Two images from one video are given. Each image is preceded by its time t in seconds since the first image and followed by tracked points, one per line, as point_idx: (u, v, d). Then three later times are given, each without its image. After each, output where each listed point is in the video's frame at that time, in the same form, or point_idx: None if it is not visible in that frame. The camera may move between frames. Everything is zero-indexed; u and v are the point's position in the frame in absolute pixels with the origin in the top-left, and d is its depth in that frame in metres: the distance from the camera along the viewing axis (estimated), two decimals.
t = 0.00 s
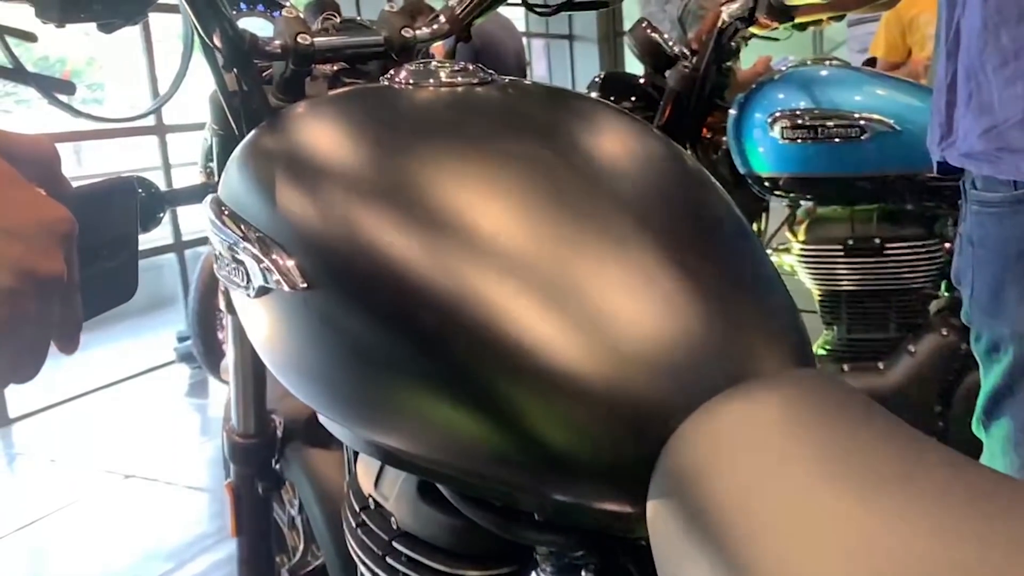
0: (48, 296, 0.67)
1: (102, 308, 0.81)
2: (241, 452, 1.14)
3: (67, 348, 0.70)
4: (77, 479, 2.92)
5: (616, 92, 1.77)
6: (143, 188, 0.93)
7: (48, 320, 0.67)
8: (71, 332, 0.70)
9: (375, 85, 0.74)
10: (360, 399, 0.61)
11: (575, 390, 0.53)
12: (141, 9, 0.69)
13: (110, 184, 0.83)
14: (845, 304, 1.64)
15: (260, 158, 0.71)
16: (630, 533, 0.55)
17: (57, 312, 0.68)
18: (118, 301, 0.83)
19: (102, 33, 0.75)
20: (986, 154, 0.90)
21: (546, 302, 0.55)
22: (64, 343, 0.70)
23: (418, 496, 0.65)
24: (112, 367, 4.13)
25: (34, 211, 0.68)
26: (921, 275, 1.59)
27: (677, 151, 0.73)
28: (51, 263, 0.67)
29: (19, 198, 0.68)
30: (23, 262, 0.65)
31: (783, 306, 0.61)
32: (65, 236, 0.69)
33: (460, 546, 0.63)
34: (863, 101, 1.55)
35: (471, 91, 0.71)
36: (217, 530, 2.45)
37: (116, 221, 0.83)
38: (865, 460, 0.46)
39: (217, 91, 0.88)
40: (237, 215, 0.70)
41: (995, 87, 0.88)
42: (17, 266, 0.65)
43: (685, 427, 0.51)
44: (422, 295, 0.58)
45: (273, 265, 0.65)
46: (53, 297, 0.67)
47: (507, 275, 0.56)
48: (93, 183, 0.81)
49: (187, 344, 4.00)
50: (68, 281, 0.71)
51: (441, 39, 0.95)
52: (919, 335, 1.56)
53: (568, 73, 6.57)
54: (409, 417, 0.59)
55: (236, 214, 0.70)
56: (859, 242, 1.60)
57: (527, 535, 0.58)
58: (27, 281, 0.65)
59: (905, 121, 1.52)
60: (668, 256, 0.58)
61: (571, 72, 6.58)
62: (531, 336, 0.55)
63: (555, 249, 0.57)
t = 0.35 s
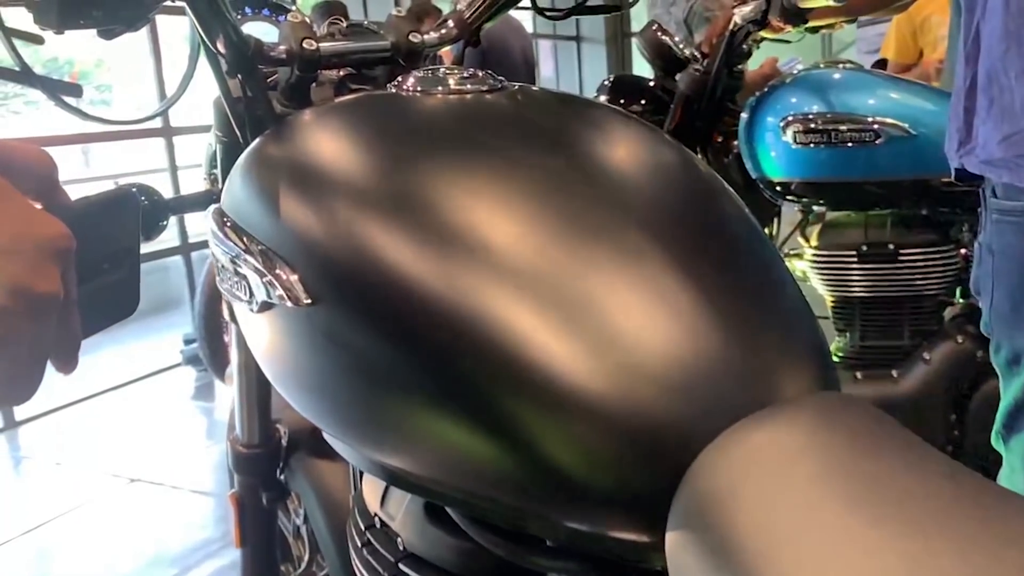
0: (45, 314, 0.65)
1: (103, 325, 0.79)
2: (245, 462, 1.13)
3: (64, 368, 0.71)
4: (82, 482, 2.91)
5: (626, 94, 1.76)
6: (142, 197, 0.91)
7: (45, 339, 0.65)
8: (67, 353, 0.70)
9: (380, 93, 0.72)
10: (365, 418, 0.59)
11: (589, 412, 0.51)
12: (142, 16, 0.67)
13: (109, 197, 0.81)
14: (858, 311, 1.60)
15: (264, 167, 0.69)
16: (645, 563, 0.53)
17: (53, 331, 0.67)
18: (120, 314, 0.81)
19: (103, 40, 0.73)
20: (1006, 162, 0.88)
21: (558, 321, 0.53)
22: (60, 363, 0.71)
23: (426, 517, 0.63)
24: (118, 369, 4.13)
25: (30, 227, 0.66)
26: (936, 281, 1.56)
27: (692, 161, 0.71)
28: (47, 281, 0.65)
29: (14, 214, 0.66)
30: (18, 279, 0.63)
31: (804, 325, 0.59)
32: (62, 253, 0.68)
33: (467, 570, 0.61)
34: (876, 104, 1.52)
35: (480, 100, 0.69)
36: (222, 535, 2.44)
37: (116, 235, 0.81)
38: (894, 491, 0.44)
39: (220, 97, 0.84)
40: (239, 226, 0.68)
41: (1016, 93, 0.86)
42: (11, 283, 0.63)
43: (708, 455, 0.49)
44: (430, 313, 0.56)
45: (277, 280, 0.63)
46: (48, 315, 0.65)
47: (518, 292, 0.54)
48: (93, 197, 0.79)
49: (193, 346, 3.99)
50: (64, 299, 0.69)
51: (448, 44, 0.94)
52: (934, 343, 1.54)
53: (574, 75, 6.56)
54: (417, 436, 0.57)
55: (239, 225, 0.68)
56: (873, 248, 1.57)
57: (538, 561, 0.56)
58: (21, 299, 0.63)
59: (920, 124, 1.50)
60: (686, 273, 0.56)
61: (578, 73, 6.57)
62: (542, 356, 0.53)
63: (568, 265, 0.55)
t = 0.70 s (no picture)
0: (34, 333, 0.65)
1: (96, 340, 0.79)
2: (246, 473, 1.11)
3: (55, 388, 0.70)
4: (83, 485, 2.90)
5: (632, 98, 1.74)
6: (137, 204, 0.89)
7: (34, 357, 0.66)
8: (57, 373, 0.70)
9: (383, 100, 0.70)
10: (364, 438, 0.57)
11: (598, 438, 0.50)
12: (138, 20, 0.66)
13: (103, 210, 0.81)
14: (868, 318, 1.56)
15: (264, 176, 0.67)
16: None
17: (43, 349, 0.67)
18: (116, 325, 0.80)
19: (98, 45, 0.72)
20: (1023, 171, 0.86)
21: (567, 342, 0.52)
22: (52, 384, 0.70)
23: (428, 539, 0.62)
24: (120, 370, 4.11)
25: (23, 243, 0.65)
26: (946, 288, 1.53)
27: (704, 171, 0.69)
28: (39, 299, 0.64)
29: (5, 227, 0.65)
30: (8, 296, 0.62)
31: (820, 346, 0.57)
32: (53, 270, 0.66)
33: None
34: (885, 109, 1.48)
35: (488, 109, 0.67)
36: (224, 540, 2.42)
37: (111, 249, 0.81)
38: (920, 524, 0.42)
39: (219, 102, 0.83)
40: (236, 238, 0.66)
41: None
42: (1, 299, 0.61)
43: (723, 484, 0.48)
44: (434, 331, 0.54)
45: (275, 295, 0.61)
46: (37, 334, 0.65)
47: (526, 312, 0.53)
48: (88, 211, 0.79)
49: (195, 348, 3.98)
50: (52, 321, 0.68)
51: (452, 50, 0.92)
52: (944, 351, 1.52)
53: (579, 78, 6.53)
54: (418, 459, 0.55)
55: (237, 236, 0.66)
56: (883, 254, 1.54)
57: None
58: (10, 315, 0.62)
59: (929, 129, 1.46)
60: (698, 292, 0.55)
61: (583, 77, 6.55)
62: (550, 379, 0.51)
63: (578, 285, 0.54)
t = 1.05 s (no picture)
0: (17, 363, 0.52)
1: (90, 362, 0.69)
2: (242, 484, 1.09)
3: (45, 412, 0.57)
4: (82, 489, 2.88)
5: (636, 103, 1.72)
6: (134, 212, 0.88)
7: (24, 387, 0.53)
8: (44, 397, 0.56)
9: (384, 108, 0.69)
10: (362, 459, 0.56)
11: (605, 463, 0.48)
12: (133, 26, 0.64)
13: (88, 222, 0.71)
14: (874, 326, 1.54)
15: (261, 186, 0.66)
16: None
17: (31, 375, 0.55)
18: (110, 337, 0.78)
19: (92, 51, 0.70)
20: None
21: (574, 363, 0.50)
22: (40, 406, 0.57)
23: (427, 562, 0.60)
24: (120, 372, 4.09)
25: (7, 261, 0.54)
26: (954, 296, 1.51)
27: (712, 182, 0.68)
28: (20, 323, 0.52)
29: None
30: None
31: (835, 365, 0.56)
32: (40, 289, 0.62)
33: None
34: (893, 114, 1.45)
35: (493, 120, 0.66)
36: (223, 545, 2.40)
37: (101, 261, 0.71)
38: (942, 559, 0.41)
39: (217, 109, 0.82)
40: (231, 250, 0.64)
41: None
42: None
43: (735, 515, 0.46)
44: (435, 352, 0.52)
45: (271, 312, 0.59)
46: (20, 363, 0.52)
47: (531, 331, 0.51)
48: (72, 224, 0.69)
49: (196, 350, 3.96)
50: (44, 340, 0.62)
51: (456, 55, 0.90)
52: (952, 360, 1.50)
53: (581, 81, 6.52)
54: (418, 482, 0.53)
55: (233, 247, 0.64)
56: (891, 262, 1.51)
57: None
58: None
59: (938, 136, 1.44)
60: (708, 311, 0.53)
61: (585, 80, 6.54)
62: (556, 402, 0.50)
63: (584, 303, 0.52)
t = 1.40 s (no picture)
0: None
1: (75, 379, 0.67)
2: (239, 496, 1.07)
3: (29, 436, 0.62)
4: (80, 493, 2.86)
5: (639, 108, 1.70)
6: (129, 219, 0.86)
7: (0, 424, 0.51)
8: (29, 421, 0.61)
9: (384, 118, 0.67)
10: (356, 481, 0.54)
11: (612, 490, 0.46)
12: (126, 33, 0.63)
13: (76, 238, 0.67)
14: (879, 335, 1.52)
15: (258, 197, 0.64)
16: None
17: (12, 400, 0.59)
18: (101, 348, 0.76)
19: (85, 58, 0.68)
20: None
21: (580, 386, 0.49)
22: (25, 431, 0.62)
23: None
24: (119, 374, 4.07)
25: None
26: (961, 305, 1.49)
27: (718, 192, 0.66)
28: (3, 351, 0.58)
29: None
30: None
31: (847, 388, 0.54)
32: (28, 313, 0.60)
33: None
34: (898, 122, 1.41)
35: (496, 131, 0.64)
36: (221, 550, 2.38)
37: (89, 278, 0.67)
38: None
39: (215, 116, 0.80)
40: (225, 264, 0.63)
41: None
42: None
43: (748, 548, 0.45)
44: (436, 373, 0.51)
45: (265, 330, 0.57)
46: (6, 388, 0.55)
47: (536, 352, 0.50)
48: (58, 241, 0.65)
49: (195, 352, 3.94)
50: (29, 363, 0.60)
51: (458, 62, 0.88)
52: (958, 370, 1.48)
53: (582, 84, 6.51)
54: (413, 505, 0.52)
55: (227, 262, 0.63)
56: (895, 271, 1.48)
57: None
58: None
59: (945, 144, 1.40)
60: (714, 328, 0.52)
61: (587, 83, 6.54)
62: (561, 426, 0.48)
63: (591, 323, 0.51)
